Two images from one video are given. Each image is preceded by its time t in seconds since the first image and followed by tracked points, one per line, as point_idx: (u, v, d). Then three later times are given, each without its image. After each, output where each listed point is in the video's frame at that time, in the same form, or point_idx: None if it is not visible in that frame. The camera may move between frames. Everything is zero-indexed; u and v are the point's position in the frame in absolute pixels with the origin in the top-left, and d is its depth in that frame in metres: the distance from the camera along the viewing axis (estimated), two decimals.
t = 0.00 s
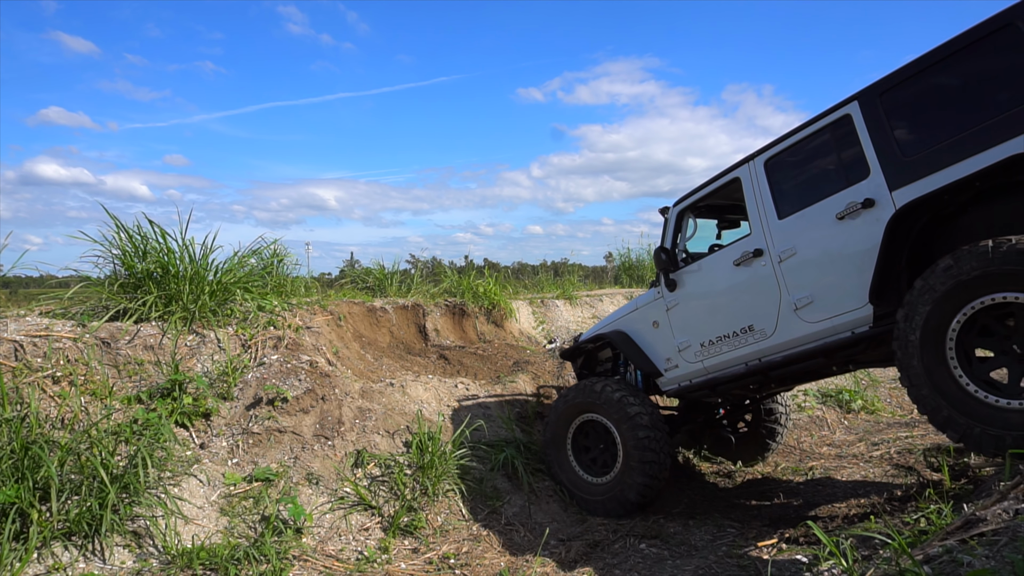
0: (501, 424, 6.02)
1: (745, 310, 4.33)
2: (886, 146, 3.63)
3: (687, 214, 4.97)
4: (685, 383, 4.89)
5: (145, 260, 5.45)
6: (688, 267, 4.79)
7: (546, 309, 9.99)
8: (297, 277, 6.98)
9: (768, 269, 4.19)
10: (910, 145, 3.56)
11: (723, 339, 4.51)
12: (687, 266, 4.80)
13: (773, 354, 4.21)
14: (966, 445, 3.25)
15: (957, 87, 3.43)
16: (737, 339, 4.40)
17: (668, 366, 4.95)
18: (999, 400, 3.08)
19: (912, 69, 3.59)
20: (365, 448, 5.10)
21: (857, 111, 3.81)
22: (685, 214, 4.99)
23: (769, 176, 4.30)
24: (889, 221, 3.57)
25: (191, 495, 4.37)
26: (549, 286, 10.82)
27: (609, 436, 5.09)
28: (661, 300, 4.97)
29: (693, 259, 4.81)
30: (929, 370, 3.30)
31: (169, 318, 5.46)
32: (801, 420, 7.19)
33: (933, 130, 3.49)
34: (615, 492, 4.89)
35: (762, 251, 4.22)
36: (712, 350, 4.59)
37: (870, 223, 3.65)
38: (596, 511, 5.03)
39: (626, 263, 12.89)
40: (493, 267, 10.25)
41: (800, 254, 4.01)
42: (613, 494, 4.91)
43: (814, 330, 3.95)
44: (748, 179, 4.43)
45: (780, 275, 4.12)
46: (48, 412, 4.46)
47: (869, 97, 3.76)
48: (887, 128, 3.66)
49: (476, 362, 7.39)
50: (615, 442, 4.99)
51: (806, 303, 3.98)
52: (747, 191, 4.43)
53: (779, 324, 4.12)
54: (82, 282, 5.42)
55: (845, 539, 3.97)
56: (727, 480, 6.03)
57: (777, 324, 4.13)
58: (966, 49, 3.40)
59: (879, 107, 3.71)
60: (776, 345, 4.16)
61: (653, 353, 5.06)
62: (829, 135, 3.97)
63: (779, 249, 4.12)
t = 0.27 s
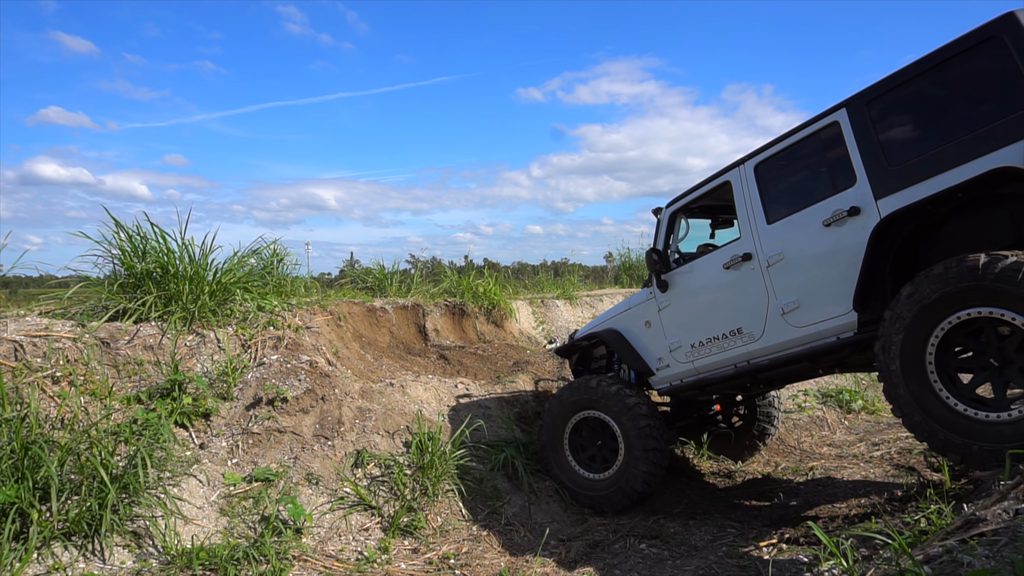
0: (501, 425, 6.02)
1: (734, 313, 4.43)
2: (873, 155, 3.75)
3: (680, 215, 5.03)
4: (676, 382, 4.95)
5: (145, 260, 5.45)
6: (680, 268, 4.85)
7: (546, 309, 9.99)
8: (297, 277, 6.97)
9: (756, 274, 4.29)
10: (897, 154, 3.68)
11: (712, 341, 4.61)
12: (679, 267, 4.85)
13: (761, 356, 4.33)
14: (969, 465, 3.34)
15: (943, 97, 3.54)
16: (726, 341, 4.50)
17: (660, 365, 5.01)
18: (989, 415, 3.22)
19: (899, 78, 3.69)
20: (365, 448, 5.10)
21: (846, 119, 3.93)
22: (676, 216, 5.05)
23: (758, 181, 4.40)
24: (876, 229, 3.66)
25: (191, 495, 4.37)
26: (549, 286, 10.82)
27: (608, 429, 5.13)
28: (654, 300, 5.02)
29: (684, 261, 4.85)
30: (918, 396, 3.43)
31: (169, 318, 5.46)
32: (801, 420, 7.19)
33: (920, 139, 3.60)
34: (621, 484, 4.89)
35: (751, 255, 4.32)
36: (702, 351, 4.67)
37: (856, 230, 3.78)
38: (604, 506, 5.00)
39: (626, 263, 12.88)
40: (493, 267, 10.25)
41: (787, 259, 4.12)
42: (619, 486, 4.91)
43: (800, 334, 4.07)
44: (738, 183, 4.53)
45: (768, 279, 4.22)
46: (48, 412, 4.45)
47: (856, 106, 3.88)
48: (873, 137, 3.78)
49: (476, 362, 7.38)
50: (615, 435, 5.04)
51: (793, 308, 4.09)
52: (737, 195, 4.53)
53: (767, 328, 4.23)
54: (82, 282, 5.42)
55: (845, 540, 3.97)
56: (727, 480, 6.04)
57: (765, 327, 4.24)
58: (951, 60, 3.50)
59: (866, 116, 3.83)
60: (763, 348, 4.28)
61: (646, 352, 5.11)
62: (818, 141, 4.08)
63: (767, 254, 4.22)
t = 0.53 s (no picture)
0: (501, 425, 6.01)
1: (728, 316, 4.50)
2: (866, 162, 3.80)
3: (675, 217, 5.10)
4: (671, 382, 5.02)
5: (145, 260, 5.45)
6: (675, 270, 4.92)
7: (546, 309, 9.99)
8: (297, 277, 6.98)
9: (750, 278, 4.36)
10: (890, 161, 3.72)
11: (706, 343, 4.67)
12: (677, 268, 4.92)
13: (754, 360, 4.38)
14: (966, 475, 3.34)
15: (936, 105, 3.58)
16: (720, 343, 4.56)
17: (656, 366, 5.07)
18: (980, 423, 3.25)
19: (892, 86, 3.73)
20: (365, 448, 5.10)
21: (839, 125, 3.97)
22: (673, 217, 5.13)
23: (752, 185, 4.47)
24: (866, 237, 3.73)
25: (191, 495, 4.37)
26: (549, 286, 10.82)
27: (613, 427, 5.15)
28: (650, 301, 5.07)
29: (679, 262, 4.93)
30: (910, 410, 3.48)
31: (169, 318, 5.46)
32: (801, 420, 7.20)
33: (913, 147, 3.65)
34: (629, 482, 4.91)
35: (745, 259, 4.37)
36: (697, 352, 4.73)
37: (848, 237, 3.83)
38: (611, 503, 5.02)
39: (626, 263, 12.88)
40: (493, 267, 10.25)
41: (780, 264, 4.17)
42: (627, 483, 4.93)
43: (791, 339, 4.14)
44: (733, 186, 4.59)
45: (762, 283, 4.28)
46: (48, 412, 4.45)
47: (850, 110, 3.92)
48: (866, 143, 3.83)
49: (476, 362, 7.38)
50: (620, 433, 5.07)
51: (786, 313, 4.15)
52: (732, 198, 4.59)
53: (760, 332, 4.29)
54: (82, 282, 5.42)
55: (845, 540, 3.97)
56: (727, 480, 6.04)
57: (758, 331, 4.30)
58: (945, 68, 3.53)
59: (859, 123, 3.88)
60: (756, 351, 4.33)
61: (641, 352, 5.16)
62: (812, 147, 4.13)
63: (762, 258, 4.28)
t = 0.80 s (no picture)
0: (501, 425, 6.01)
1: (721, 318, 4.56)
2: (862, 170, 3.87)
3: (670, 218, 5.14)
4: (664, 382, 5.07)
5: (145, 260, 5.45)
6: (670, 270, 4.96)
7: (546, 309, 9.99)
8: (297, 277, 6.98)
9: (744, 282, 4.42)
10: (885, 169, 3.80)
11: (699, 345, 4.74)
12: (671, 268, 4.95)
13: (746, 362, 4.47)
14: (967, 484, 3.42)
15: (931, 115, 3.65)
16: (713, 345, 4.63)
17: (649, 365, 5.11)
18: (975, 430, 3.36)
19: (888, 94, 3.80)
20: (365, 448, 5.10)
21: (834, 131, 4.04)
22: (667, 218, 5.17)
23: (747, 189, 4.52)
24: (859, 246, 3.81)
25: (191, 495, 4.37)
26: (549, 286, 10.82)
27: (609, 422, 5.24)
28: (644, 301, 5.11)
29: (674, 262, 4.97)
30: (904, 425, 3.58)
31: (169, 318, 5.47)
32: (801, 420, 7.21)
33: (907, 156, 3.72)
34: (631, 475, 4.99)
35: (739, 263, 4.43)
36: (690, 354, 4.80)
37: (841, 244, 3.89)
38: (615, 498, 5.07)
39: (626, 263, 12.88)
40: (493, 267, 10.25)
41: (773, 269, 4.24)
42: (630, 476, 5.00)
43: (784, 342, 4.22)
44: (728, 189, 4.64)
45: (755, 288, 4.35)
46: (48, 412, 4.45)
47: (844, 119, 3.99)
48: (861, 152, 3.90)
49: (476, 362, 7.39)
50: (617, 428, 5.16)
51: (778, 317, 4.22)
52: (727, 202, 4.64)
53: (753, 335, 4.37)
54: (82, 282, 5.42)
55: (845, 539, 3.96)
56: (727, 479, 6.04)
57: (751, 334, 4.37)
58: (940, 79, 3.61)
59: (854, 130, 3.95)
60: (749, 354, 4.41)
61: (634, 351, 5.20)
62: (808, 154, 4.19)
63: (755, 262, 4.34)
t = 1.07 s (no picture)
0: (501, 425, 6.01)
1: (712, 319, 4.62)
2: (855, 178, 3.92)
3: (664, 218, 5.18)
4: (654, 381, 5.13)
5: (145, 260, 5.45)
6: (663, 270, 5.01)
7: (546, 309, 9.99)
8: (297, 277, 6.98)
9: (735, 285, 4.47)
10: (878, 178, 3.85)
11: (690, 345, 4.80)
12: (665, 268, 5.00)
13: (736, 364, 4.54)
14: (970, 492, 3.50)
15: (925, 126, 3.70)
16: (703, 346, 4.69)
17: (639, 363, 5.17)
18: (967, 438, 3.48)
19: (884, 104, 3.85)
20: (365, 448, 5.10)
21: (829, 138, 4.09)
22: (662, 218, 5.21)
23: (741, 192, 4.57)
24: (851, 254, 3.86)
25: (191, 495, 4.37)
26: (549, 286, 10.82)
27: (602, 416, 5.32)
28: (637, 299, 5.14)
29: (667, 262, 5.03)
30: (899, 443, 3.71)
31: (169, 318, 5.47)
32: (801, 420, 7.22)
33: (900, 165, 3.78)
34: (631, 464, 5.06)
35: (731, 266, 4.49)
36: (681, 353, 4.86)
37: (832, 251, 3.95)
38: (618, 488, 5.12)
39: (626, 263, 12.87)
40: (493, 267, 10.25)
41: (765, 273, 4.30)
42: (630, 465, 5.07)
43: (774, 346, 4.29)
44: (723, 191, 4.69)
45: (747, 291, 4.40)
46: (48, 412, 4.45)
47: (841, 126, 4.04)
48: (856, 160, 3.95)
49: (476, 362, 7.39)
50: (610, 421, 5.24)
51: (769, 321, 4.29)
52: (721, 206, 4.69)
53: (744, 338, 4.44)
54: (82, 282, 5.42)
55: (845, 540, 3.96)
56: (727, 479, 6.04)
57: (742, 337, 4.44)
58: (936, 89, 3.65)
59: (849, 138, 4.00)
60: (739, 356, 4.48)
61: (626, 349, 5.24)
62: (802, 162, 4.25)
63: (748, 266, 4.39)
